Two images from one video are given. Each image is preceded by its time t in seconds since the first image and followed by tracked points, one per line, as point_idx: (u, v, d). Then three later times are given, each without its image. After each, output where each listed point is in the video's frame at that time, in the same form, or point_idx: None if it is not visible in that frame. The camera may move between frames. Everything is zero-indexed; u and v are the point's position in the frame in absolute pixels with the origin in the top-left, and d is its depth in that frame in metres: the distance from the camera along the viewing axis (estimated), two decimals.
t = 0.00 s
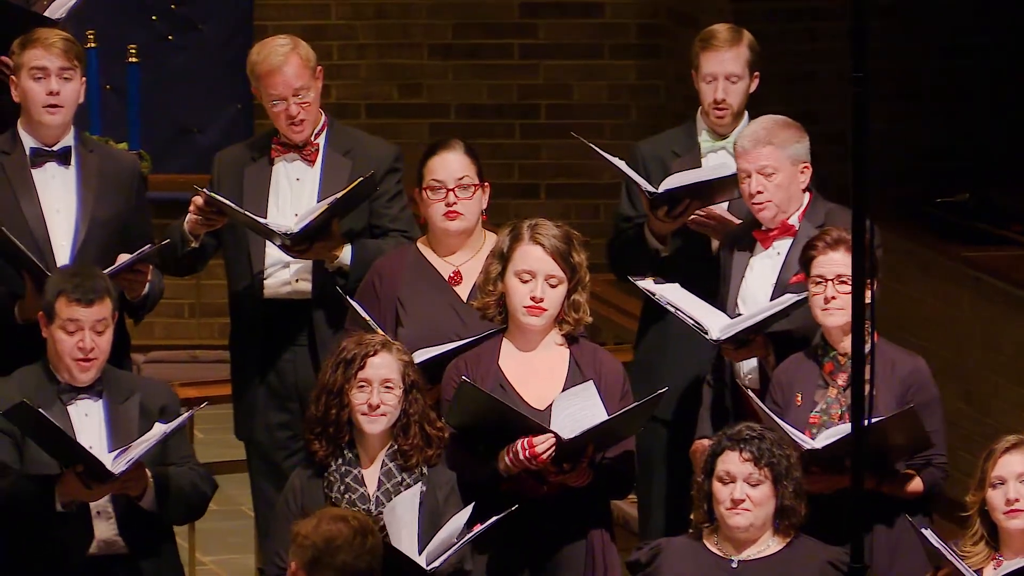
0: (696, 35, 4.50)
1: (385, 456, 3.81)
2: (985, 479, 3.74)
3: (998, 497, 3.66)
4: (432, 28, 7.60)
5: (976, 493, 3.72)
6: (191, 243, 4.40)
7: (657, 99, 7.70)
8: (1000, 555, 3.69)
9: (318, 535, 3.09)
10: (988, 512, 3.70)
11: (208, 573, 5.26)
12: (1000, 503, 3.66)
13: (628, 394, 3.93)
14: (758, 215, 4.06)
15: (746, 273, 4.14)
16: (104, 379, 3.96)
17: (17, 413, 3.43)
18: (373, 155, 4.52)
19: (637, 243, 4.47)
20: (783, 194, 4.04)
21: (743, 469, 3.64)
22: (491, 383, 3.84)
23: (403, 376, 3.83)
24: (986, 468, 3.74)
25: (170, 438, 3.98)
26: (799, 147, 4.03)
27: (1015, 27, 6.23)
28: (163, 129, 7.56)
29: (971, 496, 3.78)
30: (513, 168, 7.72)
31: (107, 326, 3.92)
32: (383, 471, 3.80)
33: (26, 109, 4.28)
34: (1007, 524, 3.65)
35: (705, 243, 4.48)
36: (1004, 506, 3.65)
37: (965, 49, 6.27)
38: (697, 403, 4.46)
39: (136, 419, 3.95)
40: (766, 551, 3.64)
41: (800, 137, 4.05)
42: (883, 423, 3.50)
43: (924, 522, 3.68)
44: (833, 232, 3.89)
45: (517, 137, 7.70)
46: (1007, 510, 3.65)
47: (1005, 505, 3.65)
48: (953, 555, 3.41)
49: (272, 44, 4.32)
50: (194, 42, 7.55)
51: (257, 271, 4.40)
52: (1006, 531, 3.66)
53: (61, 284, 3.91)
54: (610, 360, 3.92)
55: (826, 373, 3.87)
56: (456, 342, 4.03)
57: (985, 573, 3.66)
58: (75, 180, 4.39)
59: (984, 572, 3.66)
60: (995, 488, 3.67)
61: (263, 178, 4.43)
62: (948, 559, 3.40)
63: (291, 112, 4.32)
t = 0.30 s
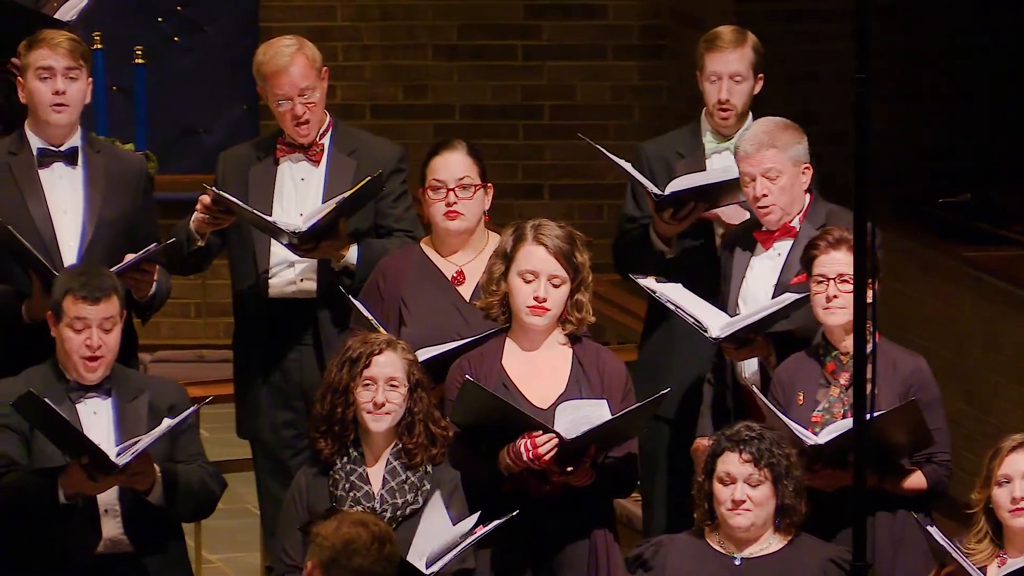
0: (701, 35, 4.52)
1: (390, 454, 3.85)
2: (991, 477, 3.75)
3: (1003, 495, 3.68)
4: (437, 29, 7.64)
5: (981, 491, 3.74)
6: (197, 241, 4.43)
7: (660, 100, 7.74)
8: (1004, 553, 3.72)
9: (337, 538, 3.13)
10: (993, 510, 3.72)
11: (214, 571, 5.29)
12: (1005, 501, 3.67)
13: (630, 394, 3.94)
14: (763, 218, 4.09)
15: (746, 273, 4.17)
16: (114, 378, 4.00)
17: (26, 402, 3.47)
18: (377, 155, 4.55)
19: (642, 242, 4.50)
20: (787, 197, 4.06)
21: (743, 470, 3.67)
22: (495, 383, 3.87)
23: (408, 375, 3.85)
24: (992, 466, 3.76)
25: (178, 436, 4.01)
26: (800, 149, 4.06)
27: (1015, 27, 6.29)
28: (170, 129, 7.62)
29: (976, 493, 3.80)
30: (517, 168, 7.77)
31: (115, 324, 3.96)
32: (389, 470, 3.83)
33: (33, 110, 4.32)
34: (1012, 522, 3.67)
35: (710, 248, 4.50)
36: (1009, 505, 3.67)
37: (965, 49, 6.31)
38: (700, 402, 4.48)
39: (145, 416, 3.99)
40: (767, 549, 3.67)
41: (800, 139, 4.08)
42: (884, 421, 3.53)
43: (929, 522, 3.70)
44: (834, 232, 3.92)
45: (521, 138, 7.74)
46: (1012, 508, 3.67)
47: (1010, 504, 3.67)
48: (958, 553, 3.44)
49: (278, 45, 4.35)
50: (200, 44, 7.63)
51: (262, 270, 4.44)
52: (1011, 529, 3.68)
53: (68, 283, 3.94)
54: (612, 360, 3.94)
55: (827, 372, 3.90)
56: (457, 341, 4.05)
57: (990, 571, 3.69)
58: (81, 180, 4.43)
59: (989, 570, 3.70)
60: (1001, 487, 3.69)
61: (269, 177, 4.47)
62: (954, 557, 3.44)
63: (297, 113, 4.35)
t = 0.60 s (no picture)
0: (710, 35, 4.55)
1: (399, 453, 3.88)
2: (1002, 475, 3.78)
3: (1014, 493, 3.70)
4: (447, 33, 7.80)
5: (991, 488, 3.77)
6: (208, 242, 4.48)
7: (668, 102, 7.90)
8: (1014, 551, 3.74)
9: (349, 538, 2.94)
10: (1003, 508, 3.74)
11: (225, 570, 5.34)
12: (1015, 499, 3.69)
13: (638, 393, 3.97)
14: (766, 218, 4.13)
15: (750, 274, 4.21)
16: (126, 378, 4.03)
17: (34, 402, 3.51)
18: (387, 156, 4.59)
19: (650, 243, 4.53)
20: (788, 197, 4.10)
21: (751, 469, 3.70)
22: (503, 382, 3.91)
23: (417, 375, 3.89)
24: (1003, 464, 3.78)
25: (189, 435, 4.05)
26: (804, 150, 4.09)
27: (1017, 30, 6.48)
28: (181, 130, 7.82)
29: (986, 490, 3.83)
30: (525, 169, 7.92)
31: (126, 323, 4.00)
32: (397, 468, 3.85)
33: (45, 112, 4.36)
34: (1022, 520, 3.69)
35: (718, 251, 4.51)
36: (1019, 503, 3.69)
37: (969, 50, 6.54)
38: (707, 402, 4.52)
39: (156, 416, 4.03)
40: (776, 547, 3.70)
41: (805, 140, 4.11)
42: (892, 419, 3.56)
43: (938, 518, 3.73)
44: (841, 232, 3.95)
45: (529, 137, 7.90)
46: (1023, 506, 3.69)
47: (1021, 502, 3.69)
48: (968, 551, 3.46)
49: (288, 46, 4.39)
50: (211, 46, 7.79)
51: (272, 271, 4.48)
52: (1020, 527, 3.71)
53: (81, 282, 4.00)
54: (619, 359, 3.97)
55: (833, 372, 3.93)
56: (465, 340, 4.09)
57: (999, 569, 3.72)
58: (92, 181, 4.47)
59: (998, 568, 3.73)
60: (1012, 485, 3.71)
61: (279, 179, 4.51)
62: (963, 556, 3.45)
63: (304, 114, 4.39)
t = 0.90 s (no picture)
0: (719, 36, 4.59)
1: (408, 450, 3.91)
2: (1010, 472, 3.81)
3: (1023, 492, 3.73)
4: (456, 34, 7.88)
5: (1000, 486, 3.79)
6: (218, 242, 4.52)
7: (674, 102, 8.00)
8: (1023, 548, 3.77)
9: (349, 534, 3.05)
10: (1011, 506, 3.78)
11: (237, 567, 5.38)
12: None
13: (645, 391, 4.00)
14: (766, 216, 4.17)
15: (754, 274, 4.25)
16: (135, 378, 4.07)
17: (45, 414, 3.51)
18: (397, 158, 4.62)
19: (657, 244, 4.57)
20: (791, 197, 4.13)
21: (756, 468, 3.74)
22: (511, 381, 3.95)
23: (426, 374, 3.93)
24: (1012, 461, 3.81)
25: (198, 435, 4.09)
26: (809, 153, 4.13)
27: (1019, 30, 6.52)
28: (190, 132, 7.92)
29: (995, 487, 3.86)
30: (534, 170, 8.00)
31: (137, 324, 4.05)
32: (406, 464, 3.89)
33: (54, 113, 4.40)
34: None
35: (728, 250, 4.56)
36: None
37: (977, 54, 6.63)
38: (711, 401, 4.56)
39: (166, 416, 4.06)
40: (781, 544, 3.74)
41: (811, 143, 4.14)
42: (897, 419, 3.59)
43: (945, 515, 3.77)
44: (847, 232, 3.98)
45: (538, 139, 7.97)
46: None
47: None
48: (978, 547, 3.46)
49: (300, 48, 4.43)
50: (221, 48, 7.90)
51: (282, 272, 4.52)
52: None
53: (91, 284, 4.04)
54: (626, 358, 4.00)
55: (838, 370, 3.96)
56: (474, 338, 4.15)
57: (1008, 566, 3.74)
58: (102, 181, 4.52)
59: (1006, 565, 3.75)
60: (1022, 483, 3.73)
61: (289, 179, 4.55)
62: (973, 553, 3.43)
63: (315, 116, 4.43)
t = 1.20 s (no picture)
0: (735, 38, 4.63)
1: (426, 449, 3.95)
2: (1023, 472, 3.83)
3: None
4: (472, 34, 7.95)
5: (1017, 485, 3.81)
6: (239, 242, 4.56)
7: (688, 103, 8.04)
8: None
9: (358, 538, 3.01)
10: None
11: (255, 565, 5.42)
12: None
13: (660, 389, 4.04)
14: (780, 214, 4.18)
15: (765, 274, 4.28)
16: (150, 374, 4.11)
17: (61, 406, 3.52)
18: (414, 160, 4.67)
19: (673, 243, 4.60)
20: (805, 195, 4.15)
21: (769, 467, 3.77)
22: (526, 380, 3.99)
23: (444, 372, 3.97)
24: None
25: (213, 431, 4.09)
26: (824, 153, 4.16)
27: None
28: (211, 130, 8.20)
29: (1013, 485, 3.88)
30: (550, 171, 8.06)
31: (152, 321, 4.08)
32: (423, 462, 3.92)
33: (69, 115, 4.45)
34: None
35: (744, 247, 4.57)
36: None
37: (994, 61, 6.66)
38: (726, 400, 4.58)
39: (181, 414, 4.09)
40: (794, 543, 3.77)
41: (826, 143, 4.18)
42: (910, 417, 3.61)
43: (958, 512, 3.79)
44: (862, 232, 4.02)
45: (555, 139, 8.02)
46: None
47: None
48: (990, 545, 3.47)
49: (319, 46, 4.48)
50: (238, 50, 8.15)
51: (300, 270, 4.56)
52: None
53: (106, 282, 4.07)
54: (642, 358, 4.04)
55: (851, 368, 4.00)
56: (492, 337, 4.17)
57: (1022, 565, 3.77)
58: (118, 180, 4.56)
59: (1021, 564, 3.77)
60: None
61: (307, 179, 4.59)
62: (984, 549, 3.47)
63: (334, 112, 4.47)
